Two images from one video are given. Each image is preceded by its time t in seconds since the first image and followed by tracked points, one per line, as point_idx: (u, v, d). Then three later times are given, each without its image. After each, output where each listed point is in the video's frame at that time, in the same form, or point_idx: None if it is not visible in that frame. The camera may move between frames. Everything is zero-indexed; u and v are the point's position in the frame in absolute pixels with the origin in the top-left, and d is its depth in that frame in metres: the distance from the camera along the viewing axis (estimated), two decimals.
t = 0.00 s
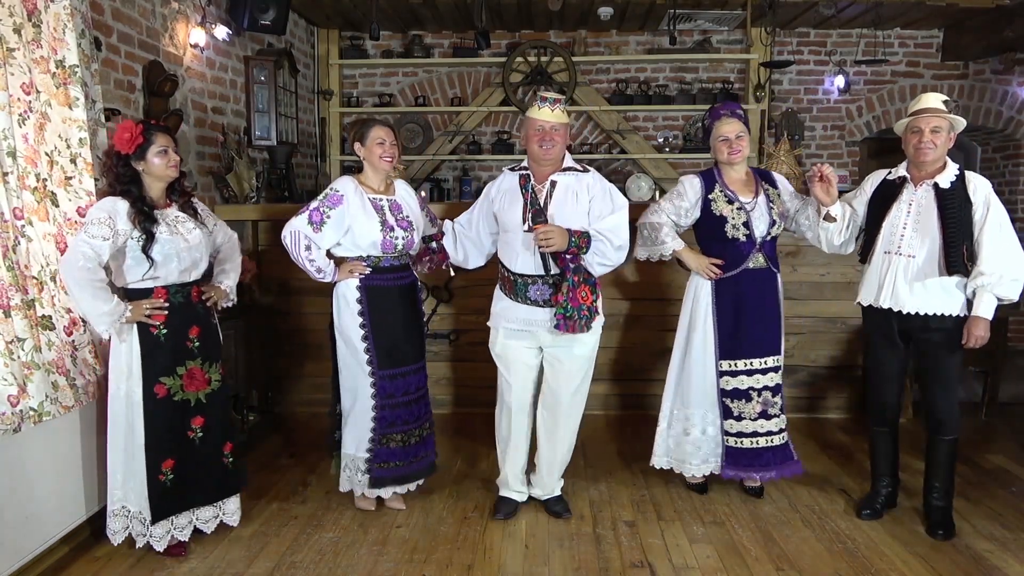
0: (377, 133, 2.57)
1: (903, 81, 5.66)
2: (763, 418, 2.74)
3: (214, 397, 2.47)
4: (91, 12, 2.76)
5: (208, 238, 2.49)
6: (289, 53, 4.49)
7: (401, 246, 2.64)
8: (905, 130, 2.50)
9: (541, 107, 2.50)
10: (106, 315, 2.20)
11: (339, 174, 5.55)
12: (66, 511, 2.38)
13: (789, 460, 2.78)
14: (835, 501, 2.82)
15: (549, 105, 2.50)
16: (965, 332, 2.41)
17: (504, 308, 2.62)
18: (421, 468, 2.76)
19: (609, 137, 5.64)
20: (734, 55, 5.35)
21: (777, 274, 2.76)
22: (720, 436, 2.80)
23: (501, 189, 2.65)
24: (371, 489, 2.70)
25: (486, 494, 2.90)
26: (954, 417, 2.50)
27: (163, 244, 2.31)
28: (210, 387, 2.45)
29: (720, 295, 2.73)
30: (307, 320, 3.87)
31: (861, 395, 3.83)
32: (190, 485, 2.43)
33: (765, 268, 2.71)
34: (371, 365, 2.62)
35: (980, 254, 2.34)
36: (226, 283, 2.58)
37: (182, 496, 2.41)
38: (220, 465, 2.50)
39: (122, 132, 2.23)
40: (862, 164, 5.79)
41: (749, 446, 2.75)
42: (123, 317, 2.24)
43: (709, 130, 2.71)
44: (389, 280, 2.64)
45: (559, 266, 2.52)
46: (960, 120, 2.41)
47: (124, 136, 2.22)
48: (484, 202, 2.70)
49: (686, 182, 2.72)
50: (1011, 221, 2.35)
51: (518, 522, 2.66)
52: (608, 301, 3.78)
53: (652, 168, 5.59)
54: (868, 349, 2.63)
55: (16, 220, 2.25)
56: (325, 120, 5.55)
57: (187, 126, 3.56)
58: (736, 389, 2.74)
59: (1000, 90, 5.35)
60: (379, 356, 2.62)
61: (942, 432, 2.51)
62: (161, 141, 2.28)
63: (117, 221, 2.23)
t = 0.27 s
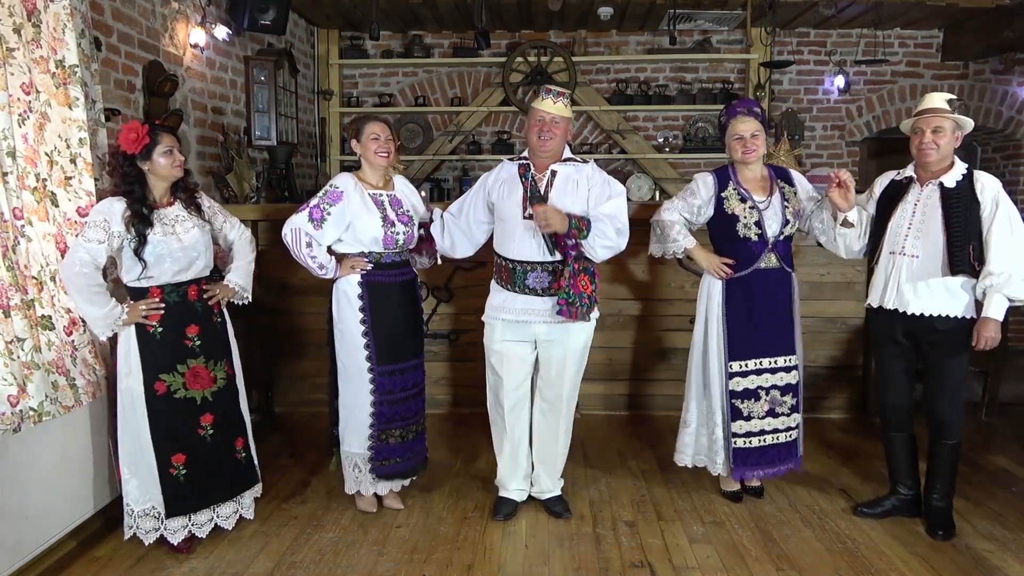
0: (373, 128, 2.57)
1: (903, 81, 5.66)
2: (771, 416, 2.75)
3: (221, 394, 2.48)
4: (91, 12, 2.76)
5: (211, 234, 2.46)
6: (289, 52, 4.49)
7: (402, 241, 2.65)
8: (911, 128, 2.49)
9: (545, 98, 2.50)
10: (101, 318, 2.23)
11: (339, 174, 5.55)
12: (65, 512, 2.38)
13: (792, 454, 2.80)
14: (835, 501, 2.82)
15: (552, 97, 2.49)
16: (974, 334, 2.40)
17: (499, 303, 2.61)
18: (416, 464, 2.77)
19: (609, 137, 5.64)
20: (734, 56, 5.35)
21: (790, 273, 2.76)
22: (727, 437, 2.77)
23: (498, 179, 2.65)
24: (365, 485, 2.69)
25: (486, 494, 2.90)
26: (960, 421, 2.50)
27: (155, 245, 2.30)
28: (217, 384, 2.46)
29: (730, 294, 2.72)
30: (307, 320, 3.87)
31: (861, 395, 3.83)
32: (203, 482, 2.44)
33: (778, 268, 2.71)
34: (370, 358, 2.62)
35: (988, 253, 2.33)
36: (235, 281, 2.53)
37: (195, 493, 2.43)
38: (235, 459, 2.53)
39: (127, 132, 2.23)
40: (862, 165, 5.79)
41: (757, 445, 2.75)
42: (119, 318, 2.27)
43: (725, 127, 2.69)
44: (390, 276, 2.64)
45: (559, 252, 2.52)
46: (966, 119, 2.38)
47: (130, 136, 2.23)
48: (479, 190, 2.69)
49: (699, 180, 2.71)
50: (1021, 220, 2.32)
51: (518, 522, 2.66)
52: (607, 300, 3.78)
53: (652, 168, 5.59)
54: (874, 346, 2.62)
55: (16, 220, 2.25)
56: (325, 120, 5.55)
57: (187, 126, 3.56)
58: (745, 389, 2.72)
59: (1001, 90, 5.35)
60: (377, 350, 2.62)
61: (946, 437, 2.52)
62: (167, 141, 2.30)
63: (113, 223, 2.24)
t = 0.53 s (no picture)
0: (376, 126, 2.57)
1: (903, 81, 5.66)
2: (784, 420, 2.74)
3: (210, 399, 2.46)
4: (91, 12, 2.76)
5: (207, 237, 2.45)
6: (289, 52, 4.49)
7: (404, 238, 2.65)
8: (918, 129, 2.49)
9: (548, 99, 2.50)
10: (92, 318, 2.26)
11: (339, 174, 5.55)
12: (66, 512, 2.38)
13: (809, 461, 2.77)
14: (835, 501, 2.82)
15: (556, 99, 2.49)
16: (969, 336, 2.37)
17: (495, 301, 2.63)
18: (408, 459, 2.76)
19: (609, 137, 5.64)
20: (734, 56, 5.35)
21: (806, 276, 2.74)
22: (738, 438, 2.78)
23: (499, 175, 2.65)
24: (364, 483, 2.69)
25: (486, 494, 2.90)
26: (965, 428, 2.45)
27: (145, 246, 2.29)
28: (205, 389, 2.44)
29: (742, 295, 2.73)
30: (307, 320, 3.87)
31: (861, 395, 3.83)
32: (187, 486, 2.43)
33: (788, 269, 2.69)
34: (375, 358, 2.62)
35: (993, 254, 2.30)
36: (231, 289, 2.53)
37: (179, 495, 2.43)
38: (219, 467, 2.50)
39: (125, 132, 2.25)
40: (862, 165, 5.79)
41: (767, 448, 2.75)
42: (110, 320, 2.28)
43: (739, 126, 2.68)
44: (392, 273, 2.64)
45: (556, 246, 2.53)
46: (973, 119, 2.36)
47: (127, 135, 2.25)
48: (478, 185, 2.69)
49: (712, 179, 2.71)
50: None
51: (518, 522, 2.66)
52: (608, 300, 3.78)
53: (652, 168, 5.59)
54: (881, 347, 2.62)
55: (16, 220, 2.25)
56: (325, 120, 5.55)
57: (187, 126, 3.56)
58: (755, 391, 2.73)
59: (1001, 90, 5.35)
60: (382, 349, 2.62)
61: (953, 444, 2.47)
62: (165, 141, 2.30)
63: (106, 223, 2.26)
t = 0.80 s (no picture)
0: (382, 125, 2.57)
1: (903, 81, 5.66)
2: (786, 422, 2.72)
3: (197, 405, 2.45)
4: (91, 12, 2.76)
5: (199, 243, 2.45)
6: (289, 52, 4.48)
7: (406, 237, 2.65)
8: (932, 130, 2.48)
9: (535, 102, 2.53)
10: (81, 321, 2.22)
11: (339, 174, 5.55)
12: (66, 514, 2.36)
13: (815, 466, 2.72)
14: (835, 501, 2.82)
15: (543, 101, 2.52)
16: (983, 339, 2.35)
17: (492, 300, 2.68)
18: (426, 458, 2.80)
19: (609, 137, 5.64)
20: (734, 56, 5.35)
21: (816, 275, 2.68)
22: (743, 435, 2.80)
23: (493, 178, 2.70)
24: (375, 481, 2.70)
25: (486, 493, 2.90)
26: (981, 431, 2.44)
27: (140, 249, 2.28)
28: (193, 394, 2.43)
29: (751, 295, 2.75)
30: (307, 319, 3.87)
31: (861, 395, 3.83)
32: (169, 490, 2.42)
33: (796, 270, 2.67)
34: (376, 354, 2.62)
35: (1006, 254, 2.29)
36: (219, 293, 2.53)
37: (162, 498, 2.42)
38: (204, 472, 2.48)
39: (119, 131, 2.24)
40: (862, 164, 5.79)
41: (769, 449, 2.74)
42: (98, 322, 2.26)
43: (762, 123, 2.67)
44: (394, 271, 2.65)
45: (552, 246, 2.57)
46: (987, 119, 2.34)
47: (122, 135, 2.23)
48: (473, 188, 2.74)
49: (730, 178, 2.79)
50: None
51: (518, 522, 2.66)
52: (608, 300, 3.78)
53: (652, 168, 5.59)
54: (896, 349, 2.62)
55: (16, 220, 2.26)
56: (325, 120, 5.55)
57: (187, 126, 3.56)
58: (758, 390, 2.74)
59: (1001, 90, 5.35)
60: (383, 347, 2.63)
61: (965, 447, 2.47)
62: (159, 141, 2.29)
63: (100, 225, 2.24)
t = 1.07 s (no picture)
0: (387, 128, 2.57)
1: (903, 81, 5.66)
2: (776, 423, 2.75)
3: (202, 405, 2.45)
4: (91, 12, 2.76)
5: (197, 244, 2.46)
6: (289, 53, 4.49)
7: (406, 241, 2.67)
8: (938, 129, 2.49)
9: (517, 103, 2.56)
10: (85, 325, 2.19)
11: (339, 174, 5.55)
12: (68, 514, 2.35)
13: (805, 466, 2.75)
14: (835, 501, 2.82)
15: (524, 101, 2.55)
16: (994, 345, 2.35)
17: (485, 298, 2.70)
18: (428, 461, 2.79)
19: (609, 137, 5.64)
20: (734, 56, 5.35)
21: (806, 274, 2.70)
22: (734, 436, 2.85)
23: (481, 178, 2.71)
24: (372, 486, 2.68)
25: (486, 493, 2.90)
26: (983, 433, 2.43)
27: (144, 252, 2.28)
28: (198, 394, 2.43)
29: (744, 297, 2.79)
30: (307, 319, 3.88)
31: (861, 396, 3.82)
32: (177, 491, 2.43)
33: (790, 274, 2.70)
34: (376, 358, 2.62)
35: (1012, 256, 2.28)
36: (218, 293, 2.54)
37: (168, 500, 2.42)
38: (209, 470, 2.49)
39: (114, 133, 2.22)
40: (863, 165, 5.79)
41: (759, 449, 2.78)
42: (104, 327, 2.23)
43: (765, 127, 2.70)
44: (394, 275, 2.66)
45: (542, 244, 2.59)
46: (992, 120, 2.33)
47: (117, 137, 2.22)
48: (462, 191, 2.75)
49: (733, 180, 2.83)
50: None
51: (518, 522, 2.66)
52: (608, 300, 3.79)
53: (652, 168, 5.59)
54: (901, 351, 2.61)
55: (16, 220, 2.26)
56: (325, 120, 5.55)
57: (188, 126, 3.56)
58: (749, 392, 2.77)
59: (1001, 89, 5.35)
60: (383, 351, 2.62)
61: (966, 448, 2.47)
62: (154, 143, 2.28)
63: (101, 228, 2.23)
